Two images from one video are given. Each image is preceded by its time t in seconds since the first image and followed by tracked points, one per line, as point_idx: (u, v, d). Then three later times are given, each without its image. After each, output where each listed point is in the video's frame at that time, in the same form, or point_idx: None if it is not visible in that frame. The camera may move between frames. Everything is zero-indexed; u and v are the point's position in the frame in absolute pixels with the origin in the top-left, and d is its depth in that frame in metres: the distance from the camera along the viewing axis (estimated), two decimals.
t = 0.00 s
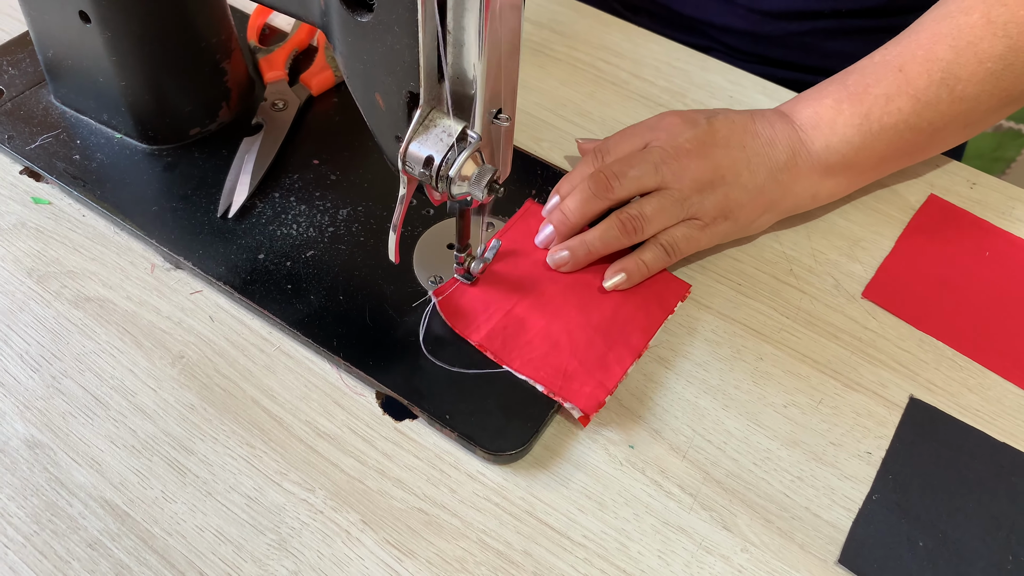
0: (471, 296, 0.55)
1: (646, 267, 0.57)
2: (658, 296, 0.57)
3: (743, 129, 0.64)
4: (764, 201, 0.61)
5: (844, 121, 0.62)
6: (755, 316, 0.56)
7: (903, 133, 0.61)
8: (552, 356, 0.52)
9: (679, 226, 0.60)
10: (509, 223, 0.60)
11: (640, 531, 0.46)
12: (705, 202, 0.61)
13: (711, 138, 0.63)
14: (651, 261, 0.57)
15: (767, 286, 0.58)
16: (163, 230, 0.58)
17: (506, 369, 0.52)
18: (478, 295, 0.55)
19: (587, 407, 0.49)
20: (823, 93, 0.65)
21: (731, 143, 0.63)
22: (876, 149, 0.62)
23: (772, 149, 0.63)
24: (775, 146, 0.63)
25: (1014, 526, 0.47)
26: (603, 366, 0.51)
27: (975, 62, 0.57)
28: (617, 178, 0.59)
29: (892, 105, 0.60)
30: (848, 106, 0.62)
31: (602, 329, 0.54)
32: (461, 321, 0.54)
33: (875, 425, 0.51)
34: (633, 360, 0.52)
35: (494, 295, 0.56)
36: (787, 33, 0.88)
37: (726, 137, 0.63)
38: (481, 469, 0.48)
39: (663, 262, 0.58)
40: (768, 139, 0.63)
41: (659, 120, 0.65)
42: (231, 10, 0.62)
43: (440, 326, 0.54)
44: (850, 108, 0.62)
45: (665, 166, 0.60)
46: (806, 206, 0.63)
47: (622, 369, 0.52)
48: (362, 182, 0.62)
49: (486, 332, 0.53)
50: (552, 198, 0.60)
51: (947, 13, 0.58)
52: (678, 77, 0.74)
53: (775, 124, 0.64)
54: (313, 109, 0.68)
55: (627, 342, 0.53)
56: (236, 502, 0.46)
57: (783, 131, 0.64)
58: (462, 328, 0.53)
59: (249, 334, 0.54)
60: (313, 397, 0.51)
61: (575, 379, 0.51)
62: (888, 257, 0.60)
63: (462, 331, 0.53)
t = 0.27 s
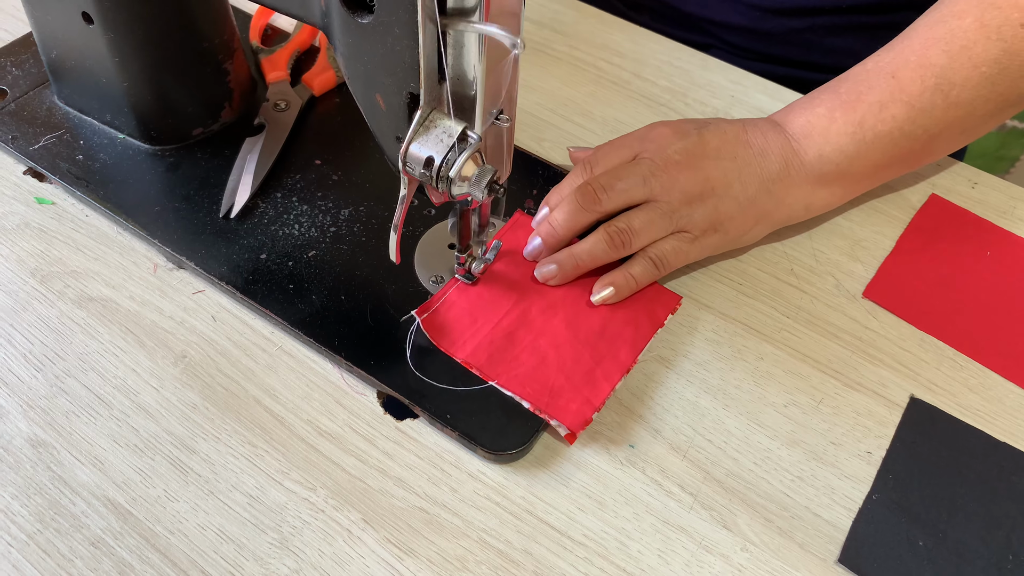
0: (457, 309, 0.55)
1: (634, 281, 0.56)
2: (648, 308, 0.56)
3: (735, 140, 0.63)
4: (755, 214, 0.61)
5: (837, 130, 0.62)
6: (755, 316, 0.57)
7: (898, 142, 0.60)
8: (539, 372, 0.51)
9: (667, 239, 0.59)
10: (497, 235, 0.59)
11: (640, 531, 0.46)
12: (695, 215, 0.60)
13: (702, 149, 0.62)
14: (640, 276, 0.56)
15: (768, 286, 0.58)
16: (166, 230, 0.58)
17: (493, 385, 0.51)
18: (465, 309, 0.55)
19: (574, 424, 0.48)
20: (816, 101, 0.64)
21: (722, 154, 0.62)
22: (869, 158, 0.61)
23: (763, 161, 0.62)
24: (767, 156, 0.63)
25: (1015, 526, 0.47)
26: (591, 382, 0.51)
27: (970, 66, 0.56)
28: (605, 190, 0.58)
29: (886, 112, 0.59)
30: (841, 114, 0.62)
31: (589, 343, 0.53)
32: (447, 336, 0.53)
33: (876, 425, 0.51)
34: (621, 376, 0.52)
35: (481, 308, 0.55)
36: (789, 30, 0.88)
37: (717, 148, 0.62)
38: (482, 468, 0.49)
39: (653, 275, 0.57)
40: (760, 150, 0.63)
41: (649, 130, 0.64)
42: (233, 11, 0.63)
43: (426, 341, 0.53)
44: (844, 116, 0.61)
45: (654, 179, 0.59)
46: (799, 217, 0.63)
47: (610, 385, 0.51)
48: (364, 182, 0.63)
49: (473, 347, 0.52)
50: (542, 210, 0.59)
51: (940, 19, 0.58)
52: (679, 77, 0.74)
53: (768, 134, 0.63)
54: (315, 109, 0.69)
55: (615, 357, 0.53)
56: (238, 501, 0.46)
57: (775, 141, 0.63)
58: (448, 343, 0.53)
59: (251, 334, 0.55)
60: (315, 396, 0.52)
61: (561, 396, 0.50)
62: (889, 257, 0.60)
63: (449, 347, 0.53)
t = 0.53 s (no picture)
0: (449, 321, 0.54)
1: (628, 294, 0.55)
2: (641, 322, 0.55)
3: (734, 152, 0.62)
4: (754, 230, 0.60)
5: (837, 142, 0.61)
6: (761, 316, 0.57)
7: (900, 154, 0.59)
8: (530, 386, 0.50)
9: (663, 254, 0.58)
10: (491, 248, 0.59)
11: (646, 529, 0.46)
12: (691, 229, 0.59)
13: (699, 162, 0.61)
14: (635, 290, 0.55)
15: (774, 286, 0.58)
16: (175, 228, 0.59)
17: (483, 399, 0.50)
18: (457, 320, 0.54)
19: (564, 441, 0.48)
20: (815, 114, 0.63)
21: (721, 166, 0.61)
22: (871, 171, 0.60)
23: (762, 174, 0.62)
24: (767, 170, 0.62)
25: (1021, 527, 0.47)
26: (582, 398, 0.50)
27: (971, 77, 0.55)
28: (599, 204, 0.57)
29: (887, 125, 0.59)
30: (841, 126, 0.61)
31: (582, 358, 0.52)
32: (438, 350, 0.52)
33: (882, 425, 0.51)
34: (614, 392, 0.50)
35: (473, 320, 0.54)
36: (795, 31, 0.88)
37: (716, 160, 0.62)
38: (488, 466, 0.49)
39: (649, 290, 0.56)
40: (759, 163, 0.62)
41: (647, 143, 0.63)
42: (242, 10, 0.63)
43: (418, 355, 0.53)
44: (843, 129, 0.60)
45: (649, 193, 0.58)
46: (800, 231, 0.62)
47: (602, 401, 0.50)
48: (371, 181, 0.63)
49: (464, 360, 0.52)
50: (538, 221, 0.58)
51: (941, 28, 0.57)
52: (687, 77, 0.74)
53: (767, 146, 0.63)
54: (323, 108, 0.69)
55: (607, 372, 0.52)
56: (246, 497, 0.46)
57: (774, 154, 0.63)
58: (439, 356, 0.52)
59: (259, 332, 0.55)
60: (322, 394, 0.52)
61: (552, 412, 0.49)
62: (896, 258, 0.60)
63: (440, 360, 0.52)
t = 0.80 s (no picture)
0: (438, 334, 0.52)
1: (621, 308, 0.53)
2: (635, 337, 0.53)
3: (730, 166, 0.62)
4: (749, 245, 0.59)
5: (834, 156, 0.60)
6: (765, 317, 0.57)
7: (897, 167, 0.59)
8: (520, 402, 0.48)
9: (657, 268, 0.56)
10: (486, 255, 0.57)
11: (649, 529, 0.46)
12: (686, 243, 0.58)
13: (695, 176, 0.60)
14: (627, 303, 0.53)
15: (778, 287, 0.58)
16: (180, 226, 0.59)
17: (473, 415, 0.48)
18: (446, 333, 0.51)
19: (555, 458, 0.46)
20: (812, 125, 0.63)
21: (716, 180, 0.61)
22: (868, 185, 0.60)
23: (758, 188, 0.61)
24: (764, 183, 0.61)
25: None
26: (574, 414, 0.48)
27: (970, 87, 0.55)
28: (593, 218, 0.56)
29: (883, 137, 0.58)
30: (837, 139, 0.60)
31: (574, 373, 0.50)
32: (426, 363, 0.50)
33: (886, 426, 0.51)
34: (606, 409, 0.49)
35: (463, 333, 0.52)
36: (800, 32, 0.88)
37: (713, 174, 0.61)
38: (492, 465, 0.49)
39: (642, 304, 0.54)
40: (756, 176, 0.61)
41: (642, 156, 0.62)
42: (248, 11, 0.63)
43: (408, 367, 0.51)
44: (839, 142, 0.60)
45: (643, 208, 0.58)
46: (796, 246, 0.61)
47: (594, 418, 0.48)
48: (376, 181, 0.63)
49: (453, 375, 0.49)
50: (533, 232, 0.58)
51: (939, 38, 0.56)
52: (692, 78, 0.74)
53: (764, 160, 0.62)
54: (328, 108, 0.69)
55: (599, 388, 0.50)
56: (250, 495, 0.46)
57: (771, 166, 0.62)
58: (428, 369, 0.50)
59: (264, 331, 0.55)
60: (327, 392, 0.52)
61: (542, 429, 0.47)
62: (900, 259, 0.60)
63: (427, 374, 0.50)
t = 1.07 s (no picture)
0: (435, 347, 0.51)
1: (619, 316, 0.53)
2: (634, 343, 0.53)
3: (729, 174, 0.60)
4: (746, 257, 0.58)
5: (832, 162, 0.59)
6: (771, 315, 0.57)
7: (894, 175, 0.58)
8: (520, 414, 0.48)
9: (656, 278, 0.55)
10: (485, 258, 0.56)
11: (655, 527, 0.46)
12: (686, 253, 0.56)
13: (692, 185, 0.59)
14: (626, 312, 0.53)
15: (783, 285, 0.58)
16: (186, 224, 0.59)
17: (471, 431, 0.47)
18: (444, 347, 0.51)
19: (557, 471, 0.45)
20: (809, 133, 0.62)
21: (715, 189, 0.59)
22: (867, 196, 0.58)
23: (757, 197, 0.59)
24: (762, 193, 0.59)
25: None
26: (574, 424, 0.48)
27: (966, 94, 0.53)
28: (592, 227, 0.54)
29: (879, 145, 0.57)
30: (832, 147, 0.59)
31: (574, 382, 0.50)
32: (423, 380, 0.49)
33: (892, 424, 0.51)
34: (607, 418, 0.48)
35: (461, 346, 0.51)
36: (804, 32, 0.88)
37: (712, 183, 0.59)
38: (497, 462, 0.49)
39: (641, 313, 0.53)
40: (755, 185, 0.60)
41: (641, 164, 0.60)
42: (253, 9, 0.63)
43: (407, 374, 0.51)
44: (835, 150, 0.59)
45: (643, 217, 0.56)
46: (794, 255, 0.60)
47: (595, 428, 0.48)
48: (381, 178, 0.63)
49: (451, 389, 0.49)
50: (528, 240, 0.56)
51: (936, 43, 0.55)
52: (696, 76, 0.74)
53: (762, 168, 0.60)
54: (333, 106, 0.69)
55: (600, 397, 0.49)
56: (256, 492, 0.46)
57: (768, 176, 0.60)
58: (425, 386, 0.49)
59: (269, 328, 0.55)
60: (332, 390, 0.52)
61: (544, 441, 0.47)
62: (906, 257, 0.60)
63: (424, 390, 0.49)
